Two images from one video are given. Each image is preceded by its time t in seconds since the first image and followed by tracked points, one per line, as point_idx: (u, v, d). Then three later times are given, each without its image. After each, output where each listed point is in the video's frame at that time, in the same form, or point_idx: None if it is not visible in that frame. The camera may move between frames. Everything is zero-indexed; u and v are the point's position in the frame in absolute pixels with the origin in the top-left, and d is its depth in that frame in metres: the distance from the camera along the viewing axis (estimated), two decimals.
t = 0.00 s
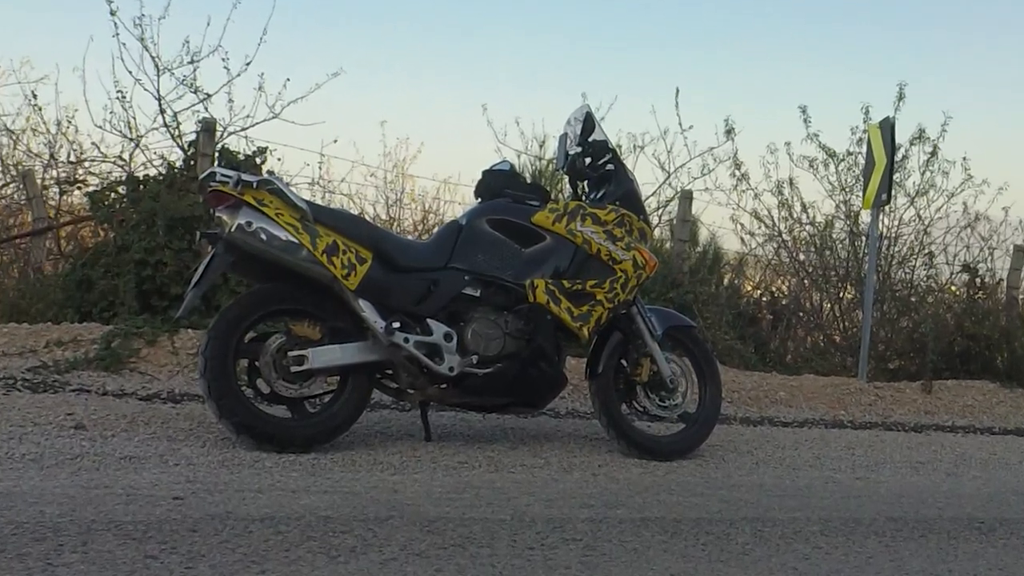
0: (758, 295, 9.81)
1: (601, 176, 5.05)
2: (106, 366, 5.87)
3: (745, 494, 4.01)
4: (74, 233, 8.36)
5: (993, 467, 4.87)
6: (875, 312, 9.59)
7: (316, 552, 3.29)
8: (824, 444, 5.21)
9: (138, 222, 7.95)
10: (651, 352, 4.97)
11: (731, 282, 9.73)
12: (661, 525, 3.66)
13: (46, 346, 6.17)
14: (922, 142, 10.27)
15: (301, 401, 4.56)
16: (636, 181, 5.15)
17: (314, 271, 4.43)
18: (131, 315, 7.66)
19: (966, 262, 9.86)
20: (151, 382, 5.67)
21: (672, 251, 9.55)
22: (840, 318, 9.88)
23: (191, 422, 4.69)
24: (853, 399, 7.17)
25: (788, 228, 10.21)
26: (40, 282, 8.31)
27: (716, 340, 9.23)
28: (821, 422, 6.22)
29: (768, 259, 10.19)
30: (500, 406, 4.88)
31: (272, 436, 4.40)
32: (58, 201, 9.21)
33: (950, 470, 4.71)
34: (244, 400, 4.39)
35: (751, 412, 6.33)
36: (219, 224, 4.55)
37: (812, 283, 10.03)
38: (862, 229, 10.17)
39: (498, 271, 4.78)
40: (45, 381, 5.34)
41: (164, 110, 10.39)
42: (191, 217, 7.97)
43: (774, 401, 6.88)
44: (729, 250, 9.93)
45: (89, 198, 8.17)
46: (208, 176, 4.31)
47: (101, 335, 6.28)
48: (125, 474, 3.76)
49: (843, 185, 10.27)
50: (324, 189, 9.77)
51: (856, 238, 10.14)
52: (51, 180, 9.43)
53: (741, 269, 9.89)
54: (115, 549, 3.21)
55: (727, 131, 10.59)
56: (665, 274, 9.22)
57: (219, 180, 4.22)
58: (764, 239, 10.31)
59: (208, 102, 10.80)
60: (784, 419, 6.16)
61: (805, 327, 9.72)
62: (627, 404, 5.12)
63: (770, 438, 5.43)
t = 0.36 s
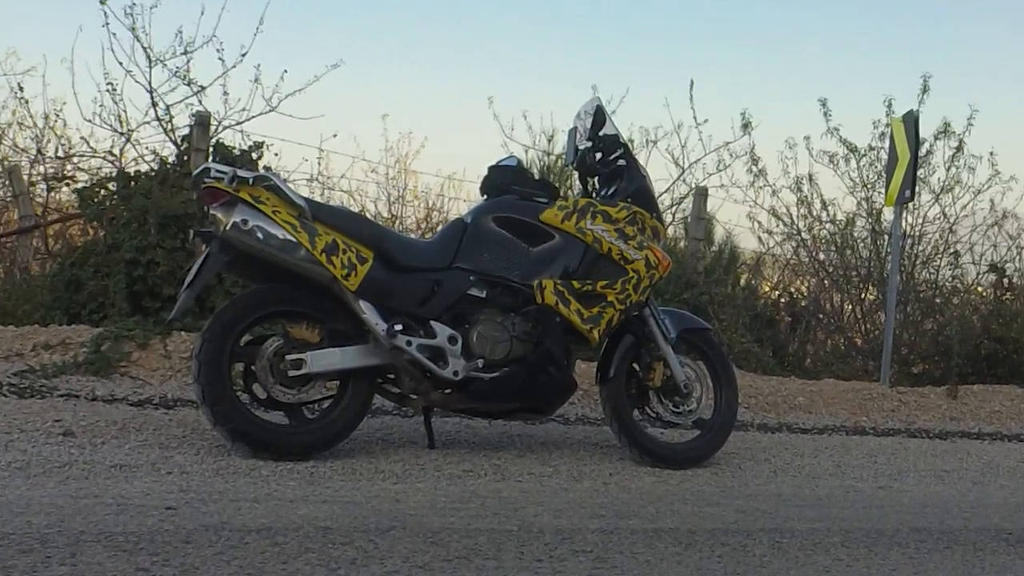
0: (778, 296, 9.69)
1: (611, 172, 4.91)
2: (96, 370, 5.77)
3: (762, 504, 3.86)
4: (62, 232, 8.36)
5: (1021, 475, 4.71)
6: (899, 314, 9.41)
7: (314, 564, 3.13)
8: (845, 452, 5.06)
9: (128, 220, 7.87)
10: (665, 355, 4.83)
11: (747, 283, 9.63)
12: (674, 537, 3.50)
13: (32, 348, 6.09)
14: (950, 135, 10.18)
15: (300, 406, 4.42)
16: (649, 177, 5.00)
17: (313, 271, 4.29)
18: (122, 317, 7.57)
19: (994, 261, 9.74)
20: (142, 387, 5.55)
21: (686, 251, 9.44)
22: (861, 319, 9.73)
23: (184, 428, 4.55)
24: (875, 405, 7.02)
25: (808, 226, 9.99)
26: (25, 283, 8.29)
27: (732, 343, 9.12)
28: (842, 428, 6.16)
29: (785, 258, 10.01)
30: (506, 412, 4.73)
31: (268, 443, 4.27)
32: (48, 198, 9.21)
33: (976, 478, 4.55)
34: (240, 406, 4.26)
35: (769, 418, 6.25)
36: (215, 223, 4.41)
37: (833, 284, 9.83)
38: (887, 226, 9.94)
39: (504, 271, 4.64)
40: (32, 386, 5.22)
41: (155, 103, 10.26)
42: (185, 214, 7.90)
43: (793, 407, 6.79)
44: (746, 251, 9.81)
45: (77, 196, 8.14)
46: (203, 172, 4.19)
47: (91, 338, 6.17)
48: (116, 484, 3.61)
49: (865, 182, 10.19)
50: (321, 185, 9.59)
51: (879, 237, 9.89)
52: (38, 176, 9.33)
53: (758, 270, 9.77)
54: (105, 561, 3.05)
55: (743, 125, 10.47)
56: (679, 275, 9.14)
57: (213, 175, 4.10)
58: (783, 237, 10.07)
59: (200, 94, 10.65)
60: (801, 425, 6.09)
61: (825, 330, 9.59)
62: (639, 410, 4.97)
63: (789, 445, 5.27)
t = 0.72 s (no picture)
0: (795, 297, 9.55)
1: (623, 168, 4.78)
2: (85, 375, 5.66)
3: (780, 514, 3.72)
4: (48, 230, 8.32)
5: None
6: (923, 316, 9.28)
7: None
8: (865, 460, 4.92)
9: (118, 219, 7.73)
10: (678, 359, 4.70)
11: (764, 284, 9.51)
12: (688, 548, 3.36)
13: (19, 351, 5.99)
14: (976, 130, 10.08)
15: (298, 412, 4.29)
16: (663, 173, 4.87)
17: (313, 271, 4.17)
18: (112, 320, 7.48)
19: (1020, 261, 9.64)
20: (133, 392, 5.44)
21: (699, 251, 9.34)
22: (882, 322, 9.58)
23: (177, 435, 4.42)
24: (897, 411, 6.88)
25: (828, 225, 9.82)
26: (13, 283, 8.20)
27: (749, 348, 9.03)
28: (864, 435, 6.03)
29: (803, 258, 9.88)
30: (513, 418, 4.60)
31: (265, 450, 4.14)
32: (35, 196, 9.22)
33: (1002, 487, 4.41)
34: (235, 412, 4.13)
35: (788, 424, 6.13)
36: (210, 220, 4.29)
37: (854, 284, 9.71)
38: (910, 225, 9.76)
39: (511, 270, 4.51)
40: (20, 391, 5.10)
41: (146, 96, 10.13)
42: (178, 212, 7.80)
43: (811, 413, 6.67)
44: (763, 250, 9.72)
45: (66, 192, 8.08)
46: (197, 168, 4.07)
47: (80, 341, 6.06)
48: (106, 493, 3.48)
49: (887, 179, 10.09)
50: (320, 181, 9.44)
51: (902, 236, 9.71)
52: (25, 172, 9.27)
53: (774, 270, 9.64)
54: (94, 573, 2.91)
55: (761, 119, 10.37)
56: (693, 275, 9.12)
57: (208, 172, 3.97)
58: (802, 236, 9.95)
59: (194, 86, 10.49)
60: (819, 431, 5.97)
61: (845, 333, 9.46)
62: (651, 416, 4.84)
63: (807, 452, 5.13)
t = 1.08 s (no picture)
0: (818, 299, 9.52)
1: (634, 165, 4.68)
2: (75, 380, 5.56)
3: (797, 524, 3.58)
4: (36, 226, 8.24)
5: None
6: (946, 318, 9.18)
7: None
8: (885, 468, 4.79)
9: (109, 217, 7.70)
10: (692, 363, 4.58)
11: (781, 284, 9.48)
12: (702, 559, 3.22)
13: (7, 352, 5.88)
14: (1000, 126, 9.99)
15: (296, 418, 4.16)
16: (675, 169, 4.77)
17: (312, 271, 4.05)
18: (103, 322, 7.38)
19: None
20: (124, 397, 5.32)
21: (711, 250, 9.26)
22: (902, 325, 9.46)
23: (170, 442, 4.30)
24: (919, 417, 6.76)
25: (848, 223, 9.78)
26: None
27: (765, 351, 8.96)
28: (885, 442, 5.92)
29: (821, 258, 9.83)
30: (519, 424, 4.47)
31: (262, 458, 4.02)
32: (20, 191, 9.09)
33: None
34: (231, 417, 4.01)
35: (805, 431, 6.03)
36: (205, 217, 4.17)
37: (875, 284, 9.58)
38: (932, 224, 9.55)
39: (517, 270, 4.38)
40: (8, 396, 4.98)
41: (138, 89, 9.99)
42: (171, 210, 7.70)
43: (830, 418, 6.55)
44: (780, 250, 9.73)
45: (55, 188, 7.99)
46: (190, 163, 3.94)
47: (69, 344, 5.94)
48: (96, 502, 3.36)
49: (908, 175, 10.03)
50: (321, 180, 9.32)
51: (924, 234, 9.59)
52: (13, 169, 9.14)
53: (793, 270, 9.68)
54: None
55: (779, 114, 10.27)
56: (706, 277, 8.89)
57: (202, 168, 3.85)
58: (820, 235, 9.93)
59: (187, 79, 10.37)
60: (838, 438, 5.87)
61: (865, 335, 9.40)
62: (663, 421, 4.71)
63: (825, 460, 5.01)
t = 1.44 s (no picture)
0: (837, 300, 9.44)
1: (647, 161, 4.58)
2: (65, 385, 5.48)
3: (814, 534, 3.46)
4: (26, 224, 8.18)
5: None
6: (969, 320, 9.09)
7: None
8: (906, 476, 4.67)
9: (100, 215, 7.60)
10: (705, 367, 4.46)
11: (798, 285, 9.39)
12: (716, 570, 3.10)
13: None
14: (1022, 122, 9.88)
15: (294, 424, 4.05)
16: (688, 164, 4.65)
17: (312, 271, 3.94)
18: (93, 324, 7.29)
19: None
20: (115, 403, 5.22)
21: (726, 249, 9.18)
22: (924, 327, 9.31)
23: (164, 448, 4.19)
24: (942, 422, 6.64)
25: (867, 222, 9.60)
26: None
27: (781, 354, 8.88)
28: (904, 449, 5.82)
29: (839, 257, 9.71)
30: (526, 429, 4.36)
31: (258, 465, 3.91)
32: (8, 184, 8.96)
33: None
34: (227, 423, 3.90)
35: (823, 437, 5.92)
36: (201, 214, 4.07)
37: (895, 286, 9.46)
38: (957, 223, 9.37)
39: (522, 270, 4.27)
40: None
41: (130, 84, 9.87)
42: (164, 208, 7.61)
43: (849, 424, 6.44)
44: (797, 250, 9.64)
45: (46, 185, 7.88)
46: (185, 160, 3.84)
47: (58, 347, 5.84)
48: (86, 511, 3.24)
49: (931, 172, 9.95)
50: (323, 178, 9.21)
51: (946, 233, 9.45)
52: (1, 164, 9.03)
53: (810, 269, 9.60)
54: None
55: (794, 110, 10.14)
56: (721, 277, 8.86)
57: (196, 165, 3.75)
58: (839, 233, 9.76)
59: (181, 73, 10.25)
60: (856, 444, 5.76)
61: (886, 338, 9.28)
62: (676, 427, 4.60)
63: (844, 467, 4.89)
